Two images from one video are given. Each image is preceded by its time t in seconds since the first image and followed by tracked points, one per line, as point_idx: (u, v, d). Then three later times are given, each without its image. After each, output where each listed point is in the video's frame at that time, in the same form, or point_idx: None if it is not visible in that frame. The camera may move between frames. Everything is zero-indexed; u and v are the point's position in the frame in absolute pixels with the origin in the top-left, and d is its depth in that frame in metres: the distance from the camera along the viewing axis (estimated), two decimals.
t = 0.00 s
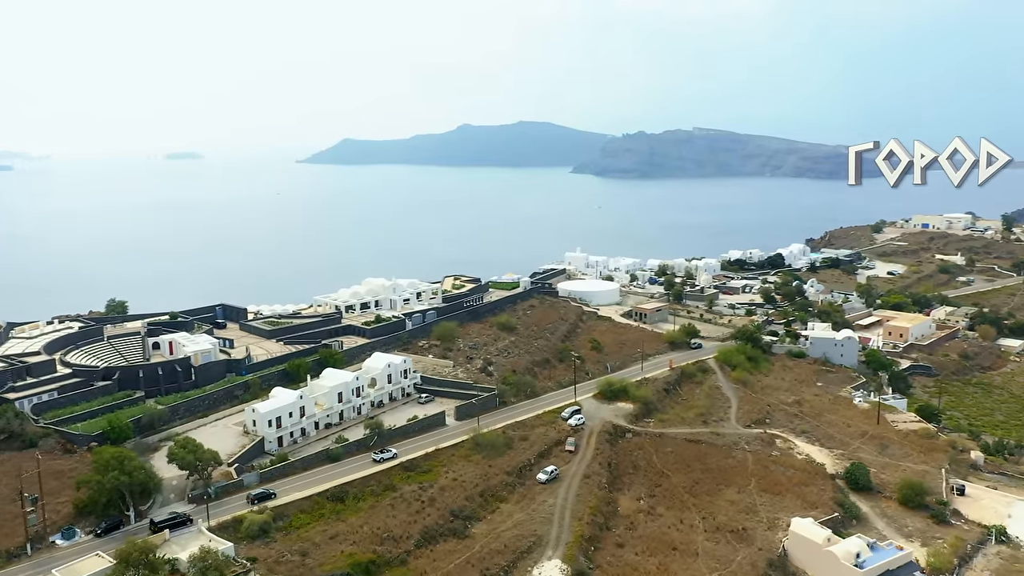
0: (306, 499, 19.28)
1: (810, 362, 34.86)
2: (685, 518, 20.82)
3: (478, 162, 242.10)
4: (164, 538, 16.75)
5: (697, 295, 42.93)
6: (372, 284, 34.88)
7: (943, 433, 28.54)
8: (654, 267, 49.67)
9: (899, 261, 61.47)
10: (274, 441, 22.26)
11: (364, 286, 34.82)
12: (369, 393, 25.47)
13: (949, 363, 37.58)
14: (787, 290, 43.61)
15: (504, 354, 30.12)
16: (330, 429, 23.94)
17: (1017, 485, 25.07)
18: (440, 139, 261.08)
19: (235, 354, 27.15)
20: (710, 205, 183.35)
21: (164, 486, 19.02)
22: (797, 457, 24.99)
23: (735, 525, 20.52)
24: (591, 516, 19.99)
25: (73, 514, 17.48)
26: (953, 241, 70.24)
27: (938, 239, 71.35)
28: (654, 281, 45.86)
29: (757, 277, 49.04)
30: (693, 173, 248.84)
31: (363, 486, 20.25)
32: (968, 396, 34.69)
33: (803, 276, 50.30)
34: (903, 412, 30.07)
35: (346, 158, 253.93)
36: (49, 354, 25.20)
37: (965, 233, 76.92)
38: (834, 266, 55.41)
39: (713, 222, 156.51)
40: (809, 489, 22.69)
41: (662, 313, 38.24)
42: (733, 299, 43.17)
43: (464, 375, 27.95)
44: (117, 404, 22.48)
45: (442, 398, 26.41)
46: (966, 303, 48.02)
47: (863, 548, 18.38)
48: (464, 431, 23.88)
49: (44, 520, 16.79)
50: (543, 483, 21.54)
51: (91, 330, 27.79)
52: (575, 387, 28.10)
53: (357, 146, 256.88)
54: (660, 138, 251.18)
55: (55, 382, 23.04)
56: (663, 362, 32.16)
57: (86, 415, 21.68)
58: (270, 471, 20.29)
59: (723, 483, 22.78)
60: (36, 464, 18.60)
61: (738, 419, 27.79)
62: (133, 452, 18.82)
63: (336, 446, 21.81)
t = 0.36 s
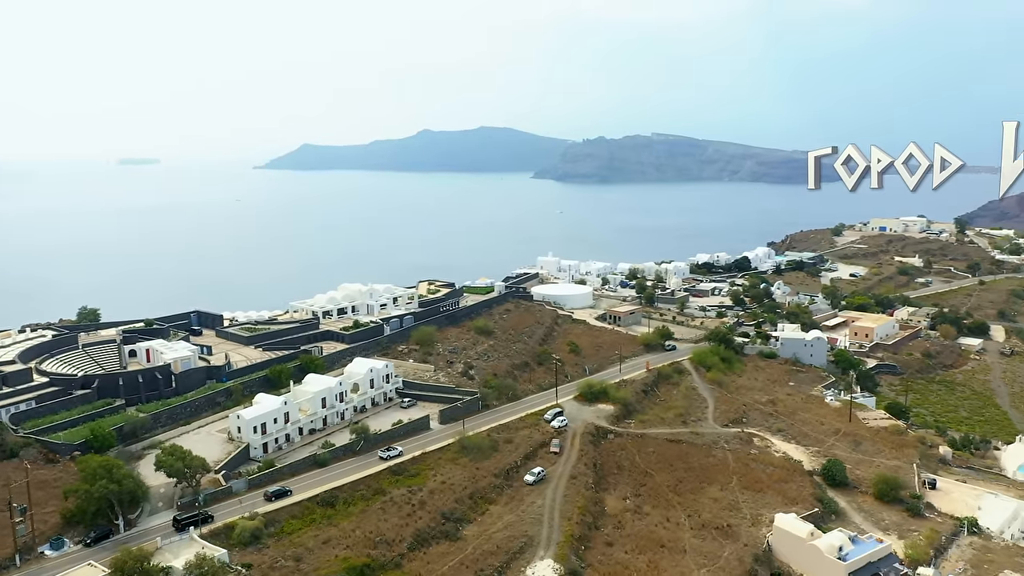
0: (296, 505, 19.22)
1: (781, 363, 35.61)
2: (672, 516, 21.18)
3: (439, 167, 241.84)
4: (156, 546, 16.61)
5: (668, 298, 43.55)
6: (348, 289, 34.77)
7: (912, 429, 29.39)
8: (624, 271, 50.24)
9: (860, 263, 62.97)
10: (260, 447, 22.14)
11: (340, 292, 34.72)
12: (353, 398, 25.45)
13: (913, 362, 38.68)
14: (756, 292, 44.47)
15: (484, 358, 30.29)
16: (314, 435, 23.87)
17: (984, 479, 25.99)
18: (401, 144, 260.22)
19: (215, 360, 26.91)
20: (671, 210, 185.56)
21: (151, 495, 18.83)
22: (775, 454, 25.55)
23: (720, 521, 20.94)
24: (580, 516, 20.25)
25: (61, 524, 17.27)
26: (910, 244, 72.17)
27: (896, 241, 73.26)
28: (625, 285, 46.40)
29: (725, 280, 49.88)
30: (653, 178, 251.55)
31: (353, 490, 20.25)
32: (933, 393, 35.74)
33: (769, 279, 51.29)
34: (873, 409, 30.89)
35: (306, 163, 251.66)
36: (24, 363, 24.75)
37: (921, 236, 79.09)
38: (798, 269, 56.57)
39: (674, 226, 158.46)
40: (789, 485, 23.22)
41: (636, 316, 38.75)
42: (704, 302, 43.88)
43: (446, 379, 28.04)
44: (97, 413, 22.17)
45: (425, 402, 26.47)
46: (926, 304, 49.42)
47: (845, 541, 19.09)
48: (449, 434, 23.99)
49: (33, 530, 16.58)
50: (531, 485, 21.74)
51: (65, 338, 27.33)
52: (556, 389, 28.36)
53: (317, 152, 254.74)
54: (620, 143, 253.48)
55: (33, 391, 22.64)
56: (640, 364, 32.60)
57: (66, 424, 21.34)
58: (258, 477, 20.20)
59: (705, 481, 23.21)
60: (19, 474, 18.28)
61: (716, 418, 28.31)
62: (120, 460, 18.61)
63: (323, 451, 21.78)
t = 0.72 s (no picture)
0: (293, 508, 19.13)
1: (760, 362, 36.15)
2: (664, 513, 21.45)
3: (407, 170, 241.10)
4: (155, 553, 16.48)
5: (646, 299, 43.98)
6: (331, 292, 34.61)
7: (890, 426, 30.06)
8: (602, 272, 50.60)
9: (829, 263, 64.13)
10: (251, 451, 21.99)
11: (323, 295, 34.55)
12: (342, 401, 25.37)
13: (887, 359, 39.50)
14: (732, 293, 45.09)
15: (470, 359, 30.37)
16: (305, 438, 23.76)
17: (961, 473, 26.73)
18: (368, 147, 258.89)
19: (200, 365, 26.65)
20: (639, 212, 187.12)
21: (146, 501, 18.62)
22: (761, 451, 25.97)
23: (712, 518, 21.25)
24: (576, 515, 20.42)
25: (56, 531, 17.04)
26: (877, 244, 73.61)
27: (864, 242, 74.74)
28: (603, 286, 46.78)
29: (700, 281, 50.51)
30: (620, 180, 253.32)
31: (348, 493, 20.20)
32: (907, 390, 36.57)
33: (743, 280, 51.99)
34: (851, 406, 31.52)
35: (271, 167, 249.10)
36: (5, 369, 24.30)
37: (887, 237, 80.70)
38: (771, 269, 57.44)
39: (642, 228, 159.77)
40: (777, 482, 23.62)
41: (616, 317, 39.09)
42: (681, 303, 44.39)
43: (433, 381, 28.06)
44: (84, 419, 21.84)
45: (413, 405, 26.47)
46: (896, 303, 50.50)
47: (836, 535, 19.48)
48: (440, 436, 24.04)
49: (29, 538, 16.35)
50: (525, 485, 21.88)
51: (46, 344, 26.88)
52: (543, 390, 28.53)
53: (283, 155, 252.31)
54: (587, 146, 254.94)
55: (17, 398, 22.24)
56: (623, 364, 32.92)
57: (54, 430, 21.00)
58: (253, 482, 20.06)
59: (695, 479, 23.52)
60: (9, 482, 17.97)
61: (701, 417, 28.69)
62: (114, 466, 18.38)
63: (316, 454, 21.69)
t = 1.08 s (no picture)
0: (292, 513, 18.97)
1: (743, 361, 36.53)
2: (660, 512, 21.61)
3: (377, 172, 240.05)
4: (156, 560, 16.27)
5: (628, 300, 44.27)
6: (316, 295, 34.37)
7: (873, 422, 30.57)
8: (582, 273, 50.81)
9: (804, 263, 65.03)
10: (245, 456, 21.79)
11: (308, 298, 34.27)
12: (333, 405, 25.21)
13: (865, 357, 40.14)
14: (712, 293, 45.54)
15: (459, 361, 30.35)
16: (298, 442, 23.58)
17: (944, 468, 27.29)
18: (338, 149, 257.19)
19: (188, 369, 26.32)
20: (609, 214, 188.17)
21: (142, 507, 18.35)
22: (750, 449, 26.28)
23: (708, 516, 21.46)
24: (574, 515, 20.51)
25: (52, 540, 16.74)
26: (848, 245, 74.78)
27: (836, 242, 75.93)
28: (584, 287, 46.99)
29: (680, 281, 50.97)
30: (590, 182, 254.51)
31: (346, 497, 20.07)
32: (886, 387, 37.21)
33: (722, 280, 52.51)
34: (835, 404, 32.00)
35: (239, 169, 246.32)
36: None
37: (857, 237, 81.99)
38: (748, 270, 58.08)
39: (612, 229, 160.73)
40: (768, 479, 23.90)
41: (600, 318, 39.30)
42: (663, 303, 44.73)
43: (424, 384, 27.98)
44: (73, 426, 21.47)
45: (405, 407, 26.39)
46: (871, 302, 51.35)
47: (830, 530, 19.78)
48: (434, 439, 23.98)
49: (26, 548, 16.08)
50: (521, 486, 21.91)
51: (28, 350, 26.39)
52: (533, 391, 28.60)
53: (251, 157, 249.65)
54: (557, 148, 255.79)
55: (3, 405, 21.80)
56: (610, 364, 33.10)
57: (43, 437, 20.62)
58: (249, 487, 19.85)
59: (689, 477, 23.74)
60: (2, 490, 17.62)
61: (689, 416, 28.96)
62: (109, 472, 18.10)
63: (311, 458, 21.54)
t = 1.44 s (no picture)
0: (290, 519, 18.74)
1: (726, 360, 36.80)
2: (657, 511, 21.71)
3: (346, 174, 238.50)
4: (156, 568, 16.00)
5: (610, 301, 44.47)
6: (300, 298, 34.05)
7: (857, 420, 30.99)
8: (563, 275, 50.92)
9: (779, 263, 65.82)
10: (238, 462, 21.52)
11: (292, 301, 33.93)
12: (324, 408, 24.99)
13: (844, 356, 40.71)
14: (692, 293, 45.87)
15: (447, 364, 30.25)
16: (290, 447, 23.34)
17: (928, 463, 27.77)
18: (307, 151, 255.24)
19: (174, 374, 25.94)
20: (580, 215, 188.91)
21: (137, 515, 18.03)
22: (740, 448, 26.51)
23: (703, 515, 21.60)
24: (572, 516, 20.53)
25: (47, 550, 16.40)
26: (821, 245, 75.84)
27: (809, 243, 76.96)
28: (566, 289, 47.12)
29: (659, 282, 51.33)
30: (561, 184, 255.31)
31: (344, 501, 19.89)
32: (866, 385, 37.78)
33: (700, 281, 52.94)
34: (819, 402, 32.41)
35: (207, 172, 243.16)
36: None
37: (829, 237, 83.20)
38: (725, 270, 58.64)
39: (583, 231, 161.38)
40: (760, 477, 24.12)
41: (584, 318, 39.42)
42: (644, 304, 44.99)
43: (414, 386, 27.83)
44: (60, 433, 21.04)
45: (396, 410, 26.22)
46: (847, 301, 52.10)
47: (825, 527, 20.02)
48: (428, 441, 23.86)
49: (22, 559, 15.75)
50: (518, 488, 21.89)
51: (9, 356, 25.82)
52: (523, 393, 28.59)
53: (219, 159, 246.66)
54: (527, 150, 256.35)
55: None
56: (597, 365, 33.22)
57: (30, 445, 20.18)
58: (245, 492, 19.60)
59: (682, 476, 23.89)
60: None
61: (678, 416, 29.15)
62: (103, 480, 17.77)
63: (306, 463, 21.32)
